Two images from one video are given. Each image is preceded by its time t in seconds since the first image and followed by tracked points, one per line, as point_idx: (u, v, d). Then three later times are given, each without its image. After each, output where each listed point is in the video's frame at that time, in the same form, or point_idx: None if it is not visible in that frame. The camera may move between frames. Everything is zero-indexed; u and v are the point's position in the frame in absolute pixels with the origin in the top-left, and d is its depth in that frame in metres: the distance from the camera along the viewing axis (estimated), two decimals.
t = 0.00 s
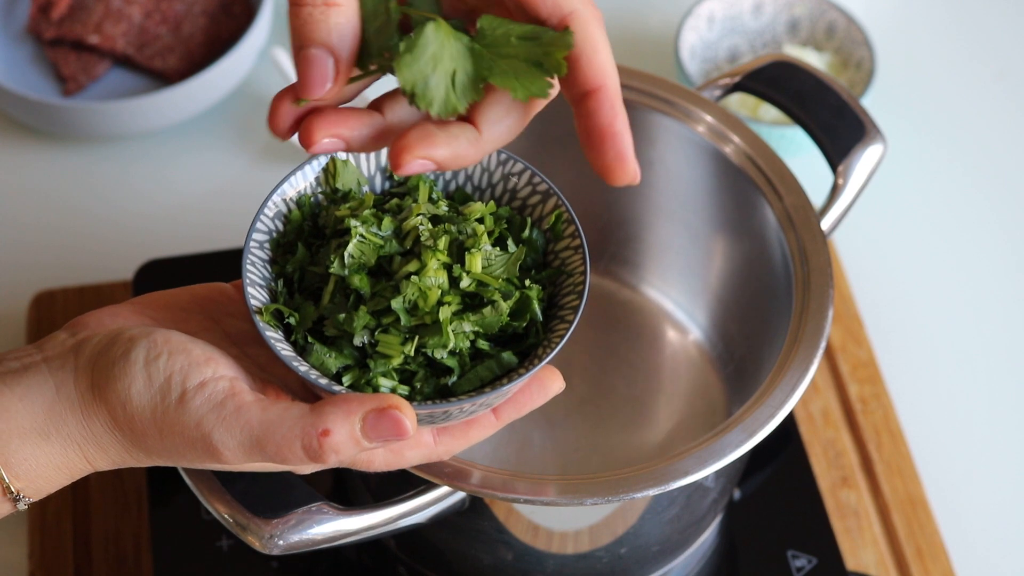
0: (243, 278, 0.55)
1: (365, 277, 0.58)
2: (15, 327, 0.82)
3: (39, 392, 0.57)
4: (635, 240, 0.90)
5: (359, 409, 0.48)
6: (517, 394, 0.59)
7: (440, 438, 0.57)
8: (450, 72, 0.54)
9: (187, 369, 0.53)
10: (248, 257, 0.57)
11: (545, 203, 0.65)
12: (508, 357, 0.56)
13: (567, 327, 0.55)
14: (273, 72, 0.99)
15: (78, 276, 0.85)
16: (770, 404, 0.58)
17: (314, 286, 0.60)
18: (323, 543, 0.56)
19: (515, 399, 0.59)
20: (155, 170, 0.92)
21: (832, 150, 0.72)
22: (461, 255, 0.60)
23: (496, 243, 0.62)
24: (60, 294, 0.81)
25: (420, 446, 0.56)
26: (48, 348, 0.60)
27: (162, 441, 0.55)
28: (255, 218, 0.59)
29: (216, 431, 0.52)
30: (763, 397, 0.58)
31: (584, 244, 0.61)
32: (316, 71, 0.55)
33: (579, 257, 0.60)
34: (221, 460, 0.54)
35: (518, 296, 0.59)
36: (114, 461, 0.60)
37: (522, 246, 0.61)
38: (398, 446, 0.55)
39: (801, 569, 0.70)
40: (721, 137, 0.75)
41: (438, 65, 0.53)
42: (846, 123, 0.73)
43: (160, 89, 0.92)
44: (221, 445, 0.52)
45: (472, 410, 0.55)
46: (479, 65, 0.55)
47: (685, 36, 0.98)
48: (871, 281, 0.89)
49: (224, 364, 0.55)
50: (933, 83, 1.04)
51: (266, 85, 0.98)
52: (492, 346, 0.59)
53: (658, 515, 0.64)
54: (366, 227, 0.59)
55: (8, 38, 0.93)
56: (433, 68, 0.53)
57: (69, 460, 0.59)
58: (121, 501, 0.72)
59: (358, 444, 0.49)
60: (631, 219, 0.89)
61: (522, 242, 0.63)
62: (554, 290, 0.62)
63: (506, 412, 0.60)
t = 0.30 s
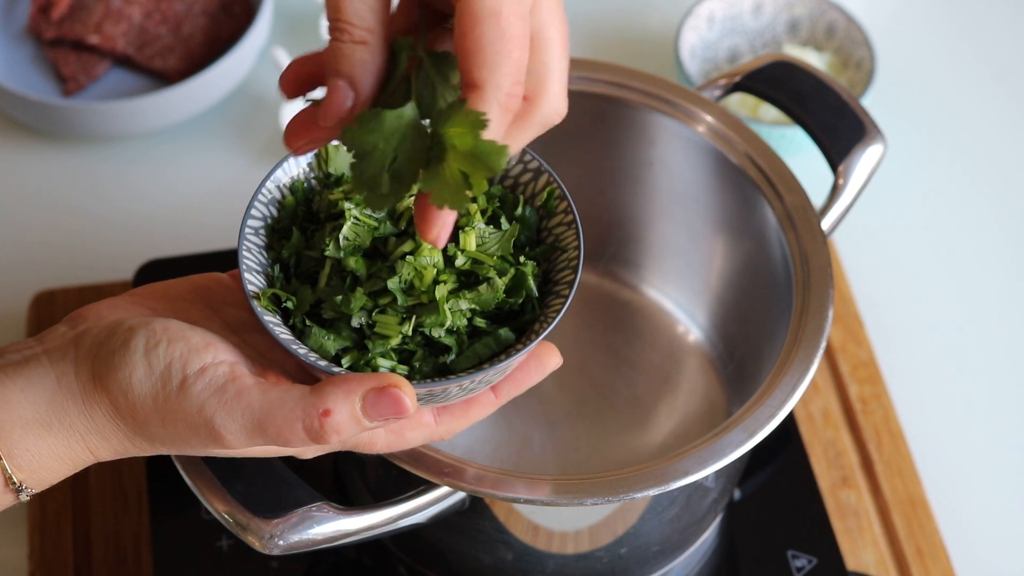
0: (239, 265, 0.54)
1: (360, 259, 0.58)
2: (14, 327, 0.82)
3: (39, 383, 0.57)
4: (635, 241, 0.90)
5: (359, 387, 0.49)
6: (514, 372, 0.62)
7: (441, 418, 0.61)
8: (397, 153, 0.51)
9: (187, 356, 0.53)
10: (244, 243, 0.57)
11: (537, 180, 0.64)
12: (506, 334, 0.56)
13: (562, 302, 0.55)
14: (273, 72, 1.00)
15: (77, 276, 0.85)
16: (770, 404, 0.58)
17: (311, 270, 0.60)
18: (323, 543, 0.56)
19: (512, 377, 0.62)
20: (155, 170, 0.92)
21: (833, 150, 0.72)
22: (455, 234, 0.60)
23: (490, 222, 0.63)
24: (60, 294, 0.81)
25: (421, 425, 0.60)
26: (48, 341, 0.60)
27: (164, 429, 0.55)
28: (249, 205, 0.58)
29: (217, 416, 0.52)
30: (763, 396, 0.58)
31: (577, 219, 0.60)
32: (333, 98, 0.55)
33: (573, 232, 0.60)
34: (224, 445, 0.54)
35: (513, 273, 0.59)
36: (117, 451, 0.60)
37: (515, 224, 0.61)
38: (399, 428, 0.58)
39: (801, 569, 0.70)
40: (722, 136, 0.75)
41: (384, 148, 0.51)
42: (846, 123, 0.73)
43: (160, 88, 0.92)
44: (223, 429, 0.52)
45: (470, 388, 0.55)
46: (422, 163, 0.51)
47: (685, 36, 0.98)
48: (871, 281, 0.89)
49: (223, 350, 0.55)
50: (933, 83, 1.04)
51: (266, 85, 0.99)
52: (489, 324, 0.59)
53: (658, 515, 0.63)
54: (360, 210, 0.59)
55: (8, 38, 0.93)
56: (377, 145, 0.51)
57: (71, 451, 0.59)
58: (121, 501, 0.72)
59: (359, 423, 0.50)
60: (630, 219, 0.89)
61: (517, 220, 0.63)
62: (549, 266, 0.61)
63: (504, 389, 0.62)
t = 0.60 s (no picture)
0: (233, 267, 0.55)
1: (354, 262, 0.58)
2: (15, 327, 0.82)
3: (33, 380, 0.57)
4: (635, 241, 0.90)
5: (348, 388, 0.48)
6: (506, 381, 0.62)
7: (433, 426, 0.61)
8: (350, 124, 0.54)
9: (178, 354, 0.53)
10: (238, 246, 0.57)
11: (533, 188, 0.64)
12: (497, 339, 0.56)
13: (555, 307, 0.55)
14: (273, 72, 1.00)
15: (78, 276, 0.85)
16: (770, 404, 0.58)
17: (304, 274, 0.59)
18: (323, 543, 0.56)
19: (505, 385, 0.62)
20: (155, 170, 0.92)
21: (833, 150, 0.72)
22: (449, 239, 0.60)
23: (484, 228, 0.63)
24: (60, 294, 0.81)
25: (413, 433, 0.59)
26: (42, 339, 0.60)
27: (154, 427, 0.55)
28: (245, 208, 0.59)
29: (205, 413, 0.51)
30: (763, 397, 0.58)
31: (572, 226, 0.61)
32: (348, 65, 0.64)
33: (568, 240, 0.60)
34: (211, 444, 0.53)
35: (506, 279, 0.59)
36: (107, 450, 0.60)
37: (510, 230, 0.62)
38: (391, 433, 0.59)
39: (801, 570, 0.70)
40: (721, 136, 0.75)
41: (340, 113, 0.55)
42: (847, 123, 0.73)
43: (160, 89, 0.92)
44: (210, 427, 0.52)
45: (461, 392, 0.55)
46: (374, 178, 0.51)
47: (685, 36, 0.98)
48: (871, 281, 0.89)
49: (215, 349, 0.55)
50: (934, 83, 1.04)
51: (266, 85, 0.99)
52: (481, 329, 0.59)
53: (658, 515, 0.64)
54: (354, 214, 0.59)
55: (8, 38, 0.93)
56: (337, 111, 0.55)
57: (61, 448, 0.59)
58: (121, 502, 0.72)
59: (348, 424, 0.49)
60: (630, 218, 0.89)
61: (511, 226, 0.63)
62: (543, 273, 0.61)
63: (497, 398, 0.62)
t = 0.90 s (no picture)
0: (231, 261, 0.55)
1: (351, 263, 0.58)
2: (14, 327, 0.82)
3: (28, 365, 0.57)
4: (635, 241, 0.90)
5: (340, 386, 0.48)
6: (497, 389, 0.61)
7: (422, 429, 0.60)
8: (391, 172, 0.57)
9: (173, 344, 0.53)
10: (237, 242, 0.57)
11: (532, 200, 0.64)
12: (491, 344, 0.56)
13: (550, 316, 0.55)
14: (273, 73, 1.00)
15: (78, 276, 0.85)
16: (770, 404, 0.58)
17: (301, 272, 0.60)
18: (323, 543, 0.56)
19: (496, 393, 0.61)
20: (154, 169, 0.92)
21: (833, 150, 0.72)
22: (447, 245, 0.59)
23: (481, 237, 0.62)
24: (60, 293, 0.81)
25: (402, 435, 0.59)
26: (38, 325, 0.60)
27: (146, 416, 0.55)
28: (245, 204, 0.59)
29: (198, 404, 0.51)
30: (763, 397, 0.59)
31: (568, 238, 0.61)
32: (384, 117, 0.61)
33: (564, 251, 0.60)
34: (203, 436, 0.53)
35: (502, 286, 0.59)
36: (99, 438, 0.60)
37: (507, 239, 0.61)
38: (380, 434, 0.60)
39: (801, 569, 0.70)
40: (721, 135, 0.75)
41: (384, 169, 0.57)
42: (846, 123, 0.73)
43: (160, 89, 0.92)
44: (202, 418, 0.52)
45: (453, 396, 0.55)
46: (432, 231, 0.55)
47: (685, 36, 0.98)
48: (871, 281, 0.89)
49: (210, 341, 0.55)
50: (934, 83, 1.04)
51: (266, 85, 0.99)
52: (474, 335, 0.58)
53: (658, 515, 0.64)
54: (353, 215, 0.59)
55: (8, 38, 0.93)
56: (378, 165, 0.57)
57: (54, 434, 0.59)
58: (121, 501, 0.72)
59: (339, 422, 0.49)
60: (630, 219, 0.89)
61: (508, 235, 0.63)
62: (538, 283, 0.61)
63: (486, 404, 0.62)
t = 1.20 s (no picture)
0: (230, 251, 0.55)
1: (349, 252, 0.58)
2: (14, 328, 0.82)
3: (26, 354, 0.57)
4: (635, 241, 0.90)
5: (339, 374, 0.48)
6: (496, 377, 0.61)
7: (421, 419, 0.61)
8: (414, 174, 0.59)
9: (172, 333, 0.53)
10: (236, 231, 0.57)
11: (531, 188, 0.64)
12: (490, 334, 0.56)
13: (548, 304, 0.55)
14: (273, 73, 1.00)
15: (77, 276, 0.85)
16: (770, 404, 0.58)
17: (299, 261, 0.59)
18: (323, 543, 0.56)
19: (496, 380, 0.61)
20: (155, 169, 0.92)
21: (833, 150, 0.72)
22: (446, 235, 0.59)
23: (480, 225, 0.62)
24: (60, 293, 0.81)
25: (401, 425, 0.60)
26: (36, 315, 0.60)
27: (145, 405, 0.55)
28: (244, 194, 0.59)
29: (197, 393, 0.51)
30: (763, 396, 0.59)
31: (568, 226, 0.60)
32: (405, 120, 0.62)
33: (563, 239, 0.60)
34: (202, 425, 0.53)
35: (501, 275, 0.58)
36: (99, 428, 0.60)
37: (507, 227, 0.60)
38: (378, 424, 0.60)
39: (801, 570, 0.70)
40: (720, 135, 0.75)
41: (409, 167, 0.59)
42: (846, 123, 0.73)
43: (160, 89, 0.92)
44: (201, 407, 0.52)
45: (451, 384, 0.55)
46: (439, 230, 0.55)
47: (685, 35, 0.98)
48: (871, 281, 0.89)
49: (209, 331, 0.55)
50: (934, 83, 1.04)
51: (266, 85, 0.99)
52: (473, 324, 0.58)
53: (658, 515, 0.64)
54: (351, 205, 0.59)
55: (8, 38, 0.93)
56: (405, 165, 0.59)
57: (55, 424, 0.59)
58: (121, 501, 0.72)
59: (337, 411, 0.49)
60: (630, 219, 0.89)
61: (507, 224, 0.62)
62: (538, 271, 0.61)
63: (485, 394, 0.62)
